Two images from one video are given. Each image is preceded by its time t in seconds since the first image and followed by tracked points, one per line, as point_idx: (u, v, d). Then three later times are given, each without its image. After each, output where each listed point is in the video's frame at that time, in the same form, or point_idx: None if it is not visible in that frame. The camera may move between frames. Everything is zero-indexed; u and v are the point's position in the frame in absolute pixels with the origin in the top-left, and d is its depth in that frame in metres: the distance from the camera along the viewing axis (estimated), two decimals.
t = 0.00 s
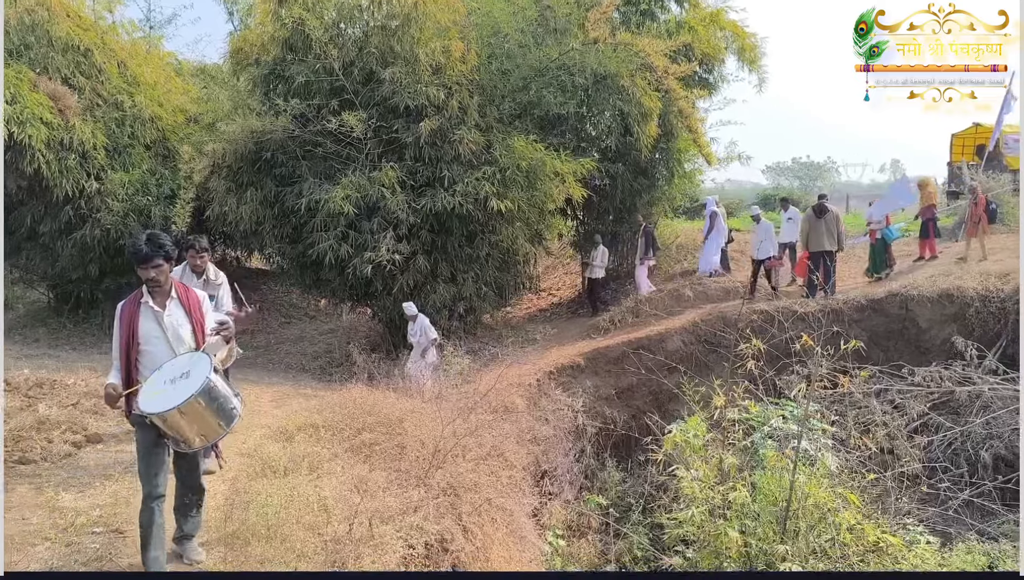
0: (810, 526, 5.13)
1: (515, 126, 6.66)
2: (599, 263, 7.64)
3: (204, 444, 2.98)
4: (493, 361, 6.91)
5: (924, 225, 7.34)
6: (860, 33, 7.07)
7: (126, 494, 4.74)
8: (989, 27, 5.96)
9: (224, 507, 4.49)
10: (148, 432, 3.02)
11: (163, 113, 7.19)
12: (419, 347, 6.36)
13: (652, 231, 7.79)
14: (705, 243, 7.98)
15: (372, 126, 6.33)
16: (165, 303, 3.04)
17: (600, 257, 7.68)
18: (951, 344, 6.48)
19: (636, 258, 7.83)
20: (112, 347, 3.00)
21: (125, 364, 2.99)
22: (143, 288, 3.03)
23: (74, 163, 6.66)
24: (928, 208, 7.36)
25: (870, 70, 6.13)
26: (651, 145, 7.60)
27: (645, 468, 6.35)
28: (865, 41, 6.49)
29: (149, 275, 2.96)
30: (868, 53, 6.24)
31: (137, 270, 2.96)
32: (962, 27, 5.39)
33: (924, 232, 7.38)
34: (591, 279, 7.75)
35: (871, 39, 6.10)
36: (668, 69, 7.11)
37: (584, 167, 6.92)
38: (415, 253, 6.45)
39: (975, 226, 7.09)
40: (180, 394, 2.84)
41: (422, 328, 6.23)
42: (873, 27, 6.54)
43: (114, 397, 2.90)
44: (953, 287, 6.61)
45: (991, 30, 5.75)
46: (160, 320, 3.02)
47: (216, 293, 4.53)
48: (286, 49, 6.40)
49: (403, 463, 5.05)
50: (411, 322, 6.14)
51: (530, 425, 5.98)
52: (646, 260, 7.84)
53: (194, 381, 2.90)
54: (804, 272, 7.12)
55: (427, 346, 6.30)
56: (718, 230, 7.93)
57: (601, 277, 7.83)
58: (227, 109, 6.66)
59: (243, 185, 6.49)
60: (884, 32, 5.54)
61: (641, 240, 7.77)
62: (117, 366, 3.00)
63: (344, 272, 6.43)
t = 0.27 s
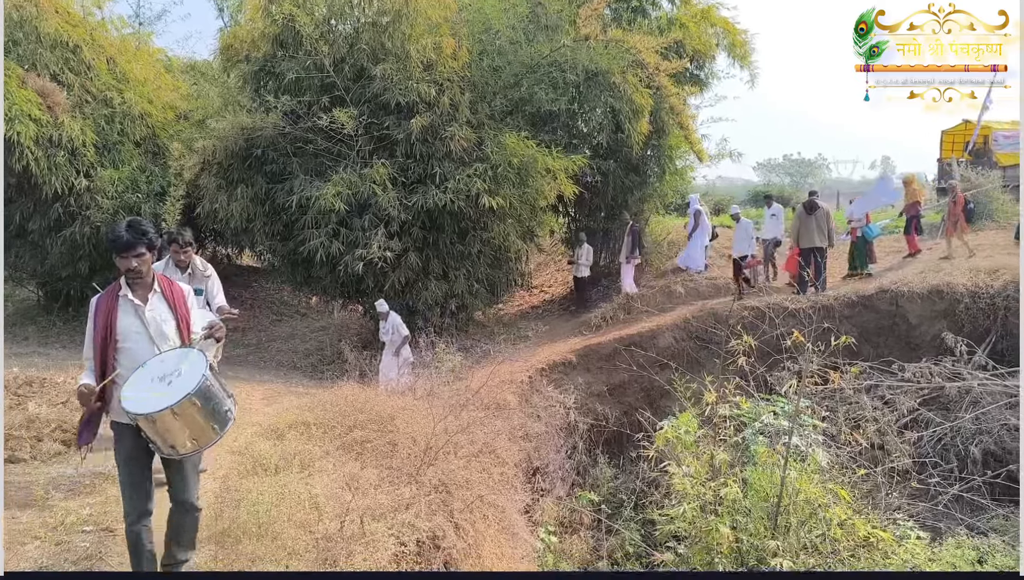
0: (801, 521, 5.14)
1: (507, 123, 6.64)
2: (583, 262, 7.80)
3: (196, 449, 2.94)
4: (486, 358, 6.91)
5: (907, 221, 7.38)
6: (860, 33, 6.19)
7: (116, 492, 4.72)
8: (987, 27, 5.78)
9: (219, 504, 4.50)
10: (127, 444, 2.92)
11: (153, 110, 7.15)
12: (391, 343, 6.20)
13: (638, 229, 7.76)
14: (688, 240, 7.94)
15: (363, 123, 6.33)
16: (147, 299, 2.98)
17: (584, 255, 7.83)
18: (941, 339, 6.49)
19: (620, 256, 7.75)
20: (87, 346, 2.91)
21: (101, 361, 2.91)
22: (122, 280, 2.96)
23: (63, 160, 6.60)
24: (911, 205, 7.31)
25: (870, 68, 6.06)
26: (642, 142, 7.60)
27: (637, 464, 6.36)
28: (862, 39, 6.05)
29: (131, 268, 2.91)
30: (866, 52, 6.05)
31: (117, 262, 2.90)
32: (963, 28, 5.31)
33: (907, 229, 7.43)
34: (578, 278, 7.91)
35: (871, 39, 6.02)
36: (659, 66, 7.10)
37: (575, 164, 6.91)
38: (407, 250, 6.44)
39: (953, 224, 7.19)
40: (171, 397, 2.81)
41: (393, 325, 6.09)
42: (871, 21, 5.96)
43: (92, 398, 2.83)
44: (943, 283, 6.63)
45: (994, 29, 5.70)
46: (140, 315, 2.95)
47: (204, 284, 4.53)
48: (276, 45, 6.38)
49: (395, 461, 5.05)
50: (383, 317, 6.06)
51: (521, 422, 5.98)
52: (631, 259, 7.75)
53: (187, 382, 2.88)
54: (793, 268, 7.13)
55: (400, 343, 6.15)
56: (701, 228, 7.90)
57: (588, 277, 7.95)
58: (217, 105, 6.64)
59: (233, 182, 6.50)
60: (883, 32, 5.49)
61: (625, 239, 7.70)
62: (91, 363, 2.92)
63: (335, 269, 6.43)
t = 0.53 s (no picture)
0: (790, 520, 5.11)
1: (496, 122, 6.66)
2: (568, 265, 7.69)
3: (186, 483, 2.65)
4: (475, 358, 6.88)
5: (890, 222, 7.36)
6: (860, 33, 6.16)
7: (101, 493, 4.68)
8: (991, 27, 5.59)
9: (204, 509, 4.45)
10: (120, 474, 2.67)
11: (140, 109, 7.13)
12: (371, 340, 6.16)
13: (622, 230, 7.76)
14: (670, 242, 8.03)
15: (352, 122, 6.34)
16: (140, 315, 2.70)
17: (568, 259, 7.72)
18: (928, 338, 6.50)
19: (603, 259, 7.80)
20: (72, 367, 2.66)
21: (86, 385, 2.64)
22: (113, 294, 2.69)
23: (50, 159, 6.56)
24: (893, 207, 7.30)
25: (871, 69, 5.92)
26: (632, 142, 7.59)
27: (626, 463, 6.35)
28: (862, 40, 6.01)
29: (127, 278, 2.66)
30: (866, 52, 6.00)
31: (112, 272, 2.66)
32: (963, 28, 5.22)
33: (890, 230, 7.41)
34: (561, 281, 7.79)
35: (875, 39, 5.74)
36: (648, 65, 7.09)
37: (565, 164, 6.89)
38: (396, 250, 6.42)
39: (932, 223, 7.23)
40: (156, 426, 2.53)
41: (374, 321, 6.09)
42: (870, 23, 5.91)
43: (73, 425, 2.53)
44: (930, 282, 6.64)
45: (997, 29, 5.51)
46: (132, 333, 2.68)
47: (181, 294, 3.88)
48: (265, 44, 6.35)
49: (384, 461, 5.04)
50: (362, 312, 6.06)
51: (511, 422, 5.98)
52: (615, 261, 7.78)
53: (171, 413, 2.57)
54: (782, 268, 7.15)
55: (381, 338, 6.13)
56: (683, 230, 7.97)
57: (571, 280, 7.91)
58: (205, 104, 6.56)
59: (221, 181, 6.49)
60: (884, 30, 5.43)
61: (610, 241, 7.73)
62: (75, 387, 2.65)
63: (324, 269, 6.41)
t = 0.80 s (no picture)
0: (773, 521, 5.12)
1: (481, 124, 6.63)
2: (545, 269, 7.54)
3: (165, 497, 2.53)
4: (460, 360, 6.87)
5: (867, 226, 7.46)
6: (860, 33, 6.00)
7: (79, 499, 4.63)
8: (991, 27, 5.93)
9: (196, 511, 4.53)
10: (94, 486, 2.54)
11: (121, 110, 7.06)
12: (350, 341, 6.05)
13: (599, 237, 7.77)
14: (646, 246, 7.95)
15: (336, 124, 6.31)
16: (126, 311, 2.62)
17: (546, 263, 7.59)
18: (910, 340, 6.53)
19: (580, 264, 7.79)
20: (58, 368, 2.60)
21: (75, 388, 2.58)
22: (99, 290, 2.62)
23: (30, 161, 6.52)
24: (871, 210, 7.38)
25: (871, 70, 5.87)
26: (616, 145, 7.60)
27: (611, 465, 6.36)
28: (862, 40, 5.91)
29: (111, 273, 2.58)
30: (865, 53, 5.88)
31: (97, 266, 2.58)
32: (963, 28, 5.19)
33: (867, 233, 7.50)
34: (539, 286, 7.72)
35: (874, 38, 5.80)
36: (632, 68, 7.11)
37: (549, 166, 6.90)
38: (381, 252, 6.41)
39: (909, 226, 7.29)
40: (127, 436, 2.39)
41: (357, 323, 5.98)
42: (871, 22, 5.82)
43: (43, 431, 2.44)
44: (910, 284, 6.68)
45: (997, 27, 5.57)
46: (117, 332, 2.60)
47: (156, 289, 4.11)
48: (248, 45, 6.33)
49: (369, 463, 5.04)
50: (344, 310, 5.98)
51: (496, 425, 5.98)
52: (593, 267, 7.78)
53: (144, 422, 2.43)
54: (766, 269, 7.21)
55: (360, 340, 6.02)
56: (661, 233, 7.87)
57: (549, 285, 7.78)
58: (188, 106, 6.59)
59: (204, 183, 6.44)
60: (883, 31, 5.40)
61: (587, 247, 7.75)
62: (59, 393, 2.58)
63: (308, 271, 6.42)
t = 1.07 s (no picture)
0: (745, 526, 5.18)
1: (456, 131, 6.64)
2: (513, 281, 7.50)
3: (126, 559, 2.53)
4: (435, 367, 6.86)
5: (830, 235, 7.57)
6: (860, 33, 6.14)
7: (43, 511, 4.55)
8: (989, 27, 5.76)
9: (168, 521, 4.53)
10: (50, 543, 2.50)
11: (92, 115, 6.99)
12: (317, 347, 6.04)
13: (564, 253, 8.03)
14: (614, 255, 7.90)
15: (310, 130, 6.30)
16: (80, 341, 2.59)
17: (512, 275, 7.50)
18: (879, 345, 6.64)
19: (546, 276, 7.96)
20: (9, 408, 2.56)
21: (23, 429, 2.53)
22: (49, 319, 2.56)
23: None
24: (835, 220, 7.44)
25: (871, 69, 6.00)
26: (590, 152, 7.64)
27: (585, 472, 6.37)
28: (861, 40, 6.03)
29: (58, 298, 2.56)
30: (866, 52, 6.00)
31: (43, 290, 2.55)
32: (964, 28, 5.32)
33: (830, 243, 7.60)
34: (507, 297, 7.63)
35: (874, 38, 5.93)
36: (607, 76, 7.14)
37: (524, 173, 6.92)
38: (355, 259, 6.40)
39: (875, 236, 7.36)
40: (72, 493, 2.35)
41: (324, 328, 5.99)
42: (871, 22, 5.94)
43: None
44: (879, 291, 6.78)
45: (996, 28, 5.68)
46: (72, 365, 2.56)
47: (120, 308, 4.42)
48: (221, 51, 6.31)
49: (342, 472, 5.02)
50: (311, 316, 5.98)
51: (470, 432, 5.98)
52: (558, 280, 7.98)
53: (95, 473, 2.38)
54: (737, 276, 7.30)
55: (328, 346, 6.02)
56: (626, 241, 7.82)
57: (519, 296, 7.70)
58: (159, 111, 6.57)
59: (176, 190, 6.39)
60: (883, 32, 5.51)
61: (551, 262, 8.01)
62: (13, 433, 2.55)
63: (281, 278, 6.41)
